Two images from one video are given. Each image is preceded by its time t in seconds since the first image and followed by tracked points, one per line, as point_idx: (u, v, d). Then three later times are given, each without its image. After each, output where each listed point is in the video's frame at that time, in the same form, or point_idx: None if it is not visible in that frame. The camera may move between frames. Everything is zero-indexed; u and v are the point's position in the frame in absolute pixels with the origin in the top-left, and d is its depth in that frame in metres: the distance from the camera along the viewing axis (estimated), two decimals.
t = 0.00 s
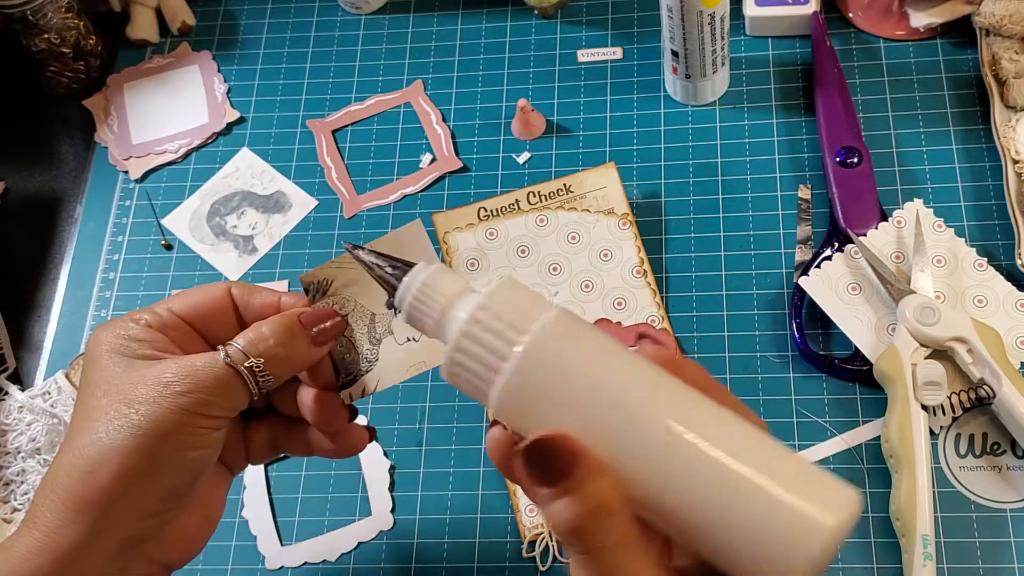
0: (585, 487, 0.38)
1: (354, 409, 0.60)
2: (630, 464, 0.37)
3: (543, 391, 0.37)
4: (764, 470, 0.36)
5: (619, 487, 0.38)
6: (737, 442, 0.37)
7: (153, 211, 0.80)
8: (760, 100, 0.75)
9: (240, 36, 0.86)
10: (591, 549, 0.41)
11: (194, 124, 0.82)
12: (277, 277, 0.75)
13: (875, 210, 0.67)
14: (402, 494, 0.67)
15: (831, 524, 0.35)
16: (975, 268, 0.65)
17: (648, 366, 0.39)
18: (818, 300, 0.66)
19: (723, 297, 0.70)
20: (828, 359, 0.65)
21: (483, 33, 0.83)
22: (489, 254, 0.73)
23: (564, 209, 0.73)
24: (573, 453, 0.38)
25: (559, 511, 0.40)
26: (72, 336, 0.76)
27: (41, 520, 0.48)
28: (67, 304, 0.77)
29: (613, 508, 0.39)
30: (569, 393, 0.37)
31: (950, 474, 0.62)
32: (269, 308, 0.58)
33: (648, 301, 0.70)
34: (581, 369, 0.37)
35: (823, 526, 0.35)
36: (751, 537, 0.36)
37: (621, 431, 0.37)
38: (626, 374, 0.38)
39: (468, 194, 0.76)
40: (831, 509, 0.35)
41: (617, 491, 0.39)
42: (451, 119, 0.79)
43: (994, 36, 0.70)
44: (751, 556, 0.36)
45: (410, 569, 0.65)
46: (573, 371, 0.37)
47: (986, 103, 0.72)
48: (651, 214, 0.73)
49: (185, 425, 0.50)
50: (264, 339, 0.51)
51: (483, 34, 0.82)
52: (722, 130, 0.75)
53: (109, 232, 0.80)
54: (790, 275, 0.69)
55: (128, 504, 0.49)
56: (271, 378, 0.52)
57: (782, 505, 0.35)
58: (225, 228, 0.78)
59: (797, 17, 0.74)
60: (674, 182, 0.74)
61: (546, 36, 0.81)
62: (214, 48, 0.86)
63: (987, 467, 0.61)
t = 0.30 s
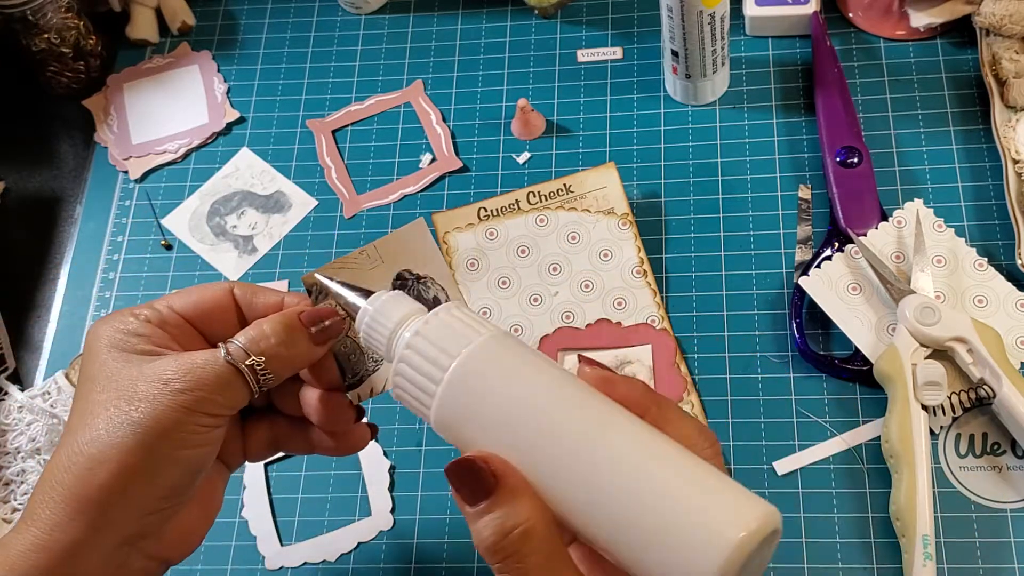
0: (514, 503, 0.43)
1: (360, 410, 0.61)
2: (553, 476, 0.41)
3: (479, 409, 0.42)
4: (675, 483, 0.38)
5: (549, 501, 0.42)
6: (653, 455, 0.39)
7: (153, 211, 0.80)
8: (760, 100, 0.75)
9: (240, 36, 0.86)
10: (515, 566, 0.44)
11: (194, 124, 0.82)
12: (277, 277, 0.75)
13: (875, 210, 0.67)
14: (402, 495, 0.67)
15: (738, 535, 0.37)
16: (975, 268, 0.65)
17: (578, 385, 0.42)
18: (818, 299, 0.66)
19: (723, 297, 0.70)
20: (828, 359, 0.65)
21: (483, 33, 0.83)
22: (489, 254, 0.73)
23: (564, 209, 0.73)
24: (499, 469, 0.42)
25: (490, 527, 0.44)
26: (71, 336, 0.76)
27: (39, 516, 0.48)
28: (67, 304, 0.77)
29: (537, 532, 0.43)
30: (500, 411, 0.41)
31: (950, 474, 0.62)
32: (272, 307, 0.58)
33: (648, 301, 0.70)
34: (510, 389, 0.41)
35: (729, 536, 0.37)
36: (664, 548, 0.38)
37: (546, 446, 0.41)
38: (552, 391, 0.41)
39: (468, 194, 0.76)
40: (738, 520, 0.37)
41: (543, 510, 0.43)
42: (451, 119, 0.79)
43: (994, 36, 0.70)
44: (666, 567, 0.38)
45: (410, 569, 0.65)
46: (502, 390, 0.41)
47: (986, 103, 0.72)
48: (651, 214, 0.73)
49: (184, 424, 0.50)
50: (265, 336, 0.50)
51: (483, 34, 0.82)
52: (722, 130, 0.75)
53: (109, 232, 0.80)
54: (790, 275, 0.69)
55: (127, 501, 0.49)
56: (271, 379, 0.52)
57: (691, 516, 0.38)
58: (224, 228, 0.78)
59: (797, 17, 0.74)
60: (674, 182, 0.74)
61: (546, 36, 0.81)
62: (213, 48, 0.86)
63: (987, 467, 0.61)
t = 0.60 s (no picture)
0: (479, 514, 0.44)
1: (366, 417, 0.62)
2: (517, 483, 0.41)
3: (449, 416, 0.42)
4: (634, 490, 0.38)
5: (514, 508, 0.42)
6: (613, 461, 0.39)
7: (153, 211, 0.80)
8: (760, 100, 0.75)
9: (240, 36, 0.86)
10: None
11: (193, 124, 0.82)
12: (277, 276, 0.76)
13: (875, 210, 0.67)
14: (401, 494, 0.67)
15: (689, 543, 0.36)
16: (976, 268, 0.65)
17: (546, 393, 0.42)
18: (818, 299, 0.66)
19: (723, 297, 0.70)
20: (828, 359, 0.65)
21: (483, 33, 0.83)
22: (489, 254, 0.73)
23: (564, 209, 0.73)
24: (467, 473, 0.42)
25: (456, 538, 0.45)
26: (71, 336, 0.76)
27: (46, 526, 0.47)
28: (67, 304, 0.77)
29: (501, 543, 0.44)
30: (469, 417, 0.41)
31: (949, 474, 0.62)
32: (275, 315, 0.58)
33: (648, 301, 0.70)
34: (478, 395, 0.41)
35: (681, 543, 0.36)
36: (617, 554, 0.38)
37: (511, 452, 0.41)
38: (519, 398, 0.41)
39: (468, 194, 0.76)
40: (691, 527, 0.37)
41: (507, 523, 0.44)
42: (451, 119, 0.79)
43: (994, 36, 0.70)
44: (618, 575, 0.38)
45: (409, 569, 0.65)
46: (471, 397, 0.41)
47: (986, 104, 0.72)
48: (651, 214, 0.73)
49: (191, 434, 0.49)
50: (272, 346, 0.51)
51: (483, 34, 0.82)
52: (722, 130, 0.75)
53: (109, 232, 0.80)
54: (790, 275, 0.69)
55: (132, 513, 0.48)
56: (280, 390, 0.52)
57: (644, 523, 0.37)
58: (224, 228, 0.78)
59: (797, 17, 0.74)
60: (673, 182, 0.74)
61: (546, 36, 0.81)
62: (213, 48, 0.86)
63: (987, 467, 0.61)
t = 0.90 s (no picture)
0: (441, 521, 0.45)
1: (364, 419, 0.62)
2: (475, 483, 0.39)
3: (415, 409, 0.40)
4: (594, 495, 0.37)
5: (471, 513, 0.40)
6: (575, 465, 0.38)
7: (153, 211, 0.80)
8: (760, 100, 0.75)
9: (240, 36, 0.86)
10: None
11: (193, 124, 0.82)
12: (277, 276, 0.76)
13: (875, 210, 0.67)
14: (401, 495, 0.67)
15: (641, 552, 0.34)
16: (976, 268, 0.65)
17: (517, 392, 0.41)
18: (818, 299, 0.66)
19: (723, 297, 0.70)
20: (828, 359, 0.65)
21: (483, 33, 0.83)
22: (489, 254, 0.73)
23: (564, 209, 0.73)
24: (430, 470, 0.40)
25: (419, 545, 0.45)
26: (71, 336, 0.76)
27: (51, 536, 0.47)
28: (66, 304, 0.77)
29: (463, 550, 0.45)
30: (434, 412, 0.40)
31: (949, 474, 0.62)
32: (270, 320, 0.59)
33: (648, 301, 0.70)
34: (448, 392, 0.40)
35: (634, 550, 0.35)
36: (569, 560, 0.36)
37: (472, 451, 0.39)
38: (487, 395, 0.40)
39: (468, 194, 0.76)
40: (643, 537, 0.35)
41: (469, 531, 0.45)
42: (451, 119, 0.79)
43: (994, 36, 0.70)
44: None
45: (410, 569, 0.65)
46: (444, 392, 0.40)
47: (986, 104, 0.72)
48: (651, 214, 0.73)
49: (193, 441, 0.49)
50: (275, 353, 0.52)
51: (483, 34, 0.82)
52: (722, 130, 0.75)
53: (109, 232, 0.80)
54: (790, 275, 0.69)
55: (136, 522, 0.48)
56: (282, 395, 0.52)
57: (597, 530, 0.35)
58: (224, 228, 0.78)
59: (797, 17, 0.74)
60: (674, 181, 0.74)
61: (546, 36, 0.81)
62: (213, 48, 0.86)
63: (987, 467, 0.61)
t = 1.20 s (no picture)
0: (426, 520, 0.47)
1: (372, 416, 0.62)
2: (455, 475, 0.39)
3: (409, 399, 0.40)
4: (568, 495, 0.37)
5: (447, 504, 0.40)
6: (555, 466, 0.38)
7: (153, 212, 0.80)
8: (760, 100, 0.75)
9: (240, 36, 0.86)
10: None
11: (194, 124, 0.82)
12: (278, 276, 0.76)
13: (875, 210, 0.67)
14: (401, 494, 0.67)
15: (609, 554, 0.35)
16: (975, 268, 0.66)
17: (505, 387, 0.41)
18: (817, 299, 0.66)
19: (722, 297, 0.70)
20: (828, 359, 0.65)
21: (483, 33, 0.83)
22: (489, 254, 0.73)
23: (563, 209, 0.73)
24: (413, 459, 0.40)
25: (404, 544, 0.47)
26: (72, 336, 0.76)
27: (61, 532, 0.48)
28: (67, 304, 0.77)
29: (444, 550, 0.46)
30: (424, 404, 0.40)
31: (949, 474, 0.62)
32: (281, 317, 0.59)
33: (648, 301, 0.70)
34: (441, 385, 0.40)
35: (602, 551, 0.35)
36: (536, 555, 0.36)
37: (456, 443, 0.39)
38: (477, 391, 0.40)
39: (468, 195, 0.76)
40: (613, 537, 0.35)
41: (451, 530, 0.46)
42: (451, 119, 0.79)
43: (994, 36, 0.70)
44: None
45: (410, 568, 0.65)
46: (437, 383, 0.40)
47: (986, 104, 0.72)
48: (651, 215, 0.73)
49: (203, 437, 0.49)
50: (286, 350, 0.52)
51: (483, 34, 0.82)
52: (722, 131, 0.75)
53: (110, 232, 0.80)
54: (790, 275, 0.69)
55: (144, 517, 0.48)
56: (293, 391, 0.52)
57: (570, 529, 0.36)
58: (225, 228, 0.78)
59: (797, 18, 0.75)
60: (673, 182, 0.74)
61: (546, 36, 0.81)
62: (214, 48, 0.86)
63: (986, 467, 0.61)
